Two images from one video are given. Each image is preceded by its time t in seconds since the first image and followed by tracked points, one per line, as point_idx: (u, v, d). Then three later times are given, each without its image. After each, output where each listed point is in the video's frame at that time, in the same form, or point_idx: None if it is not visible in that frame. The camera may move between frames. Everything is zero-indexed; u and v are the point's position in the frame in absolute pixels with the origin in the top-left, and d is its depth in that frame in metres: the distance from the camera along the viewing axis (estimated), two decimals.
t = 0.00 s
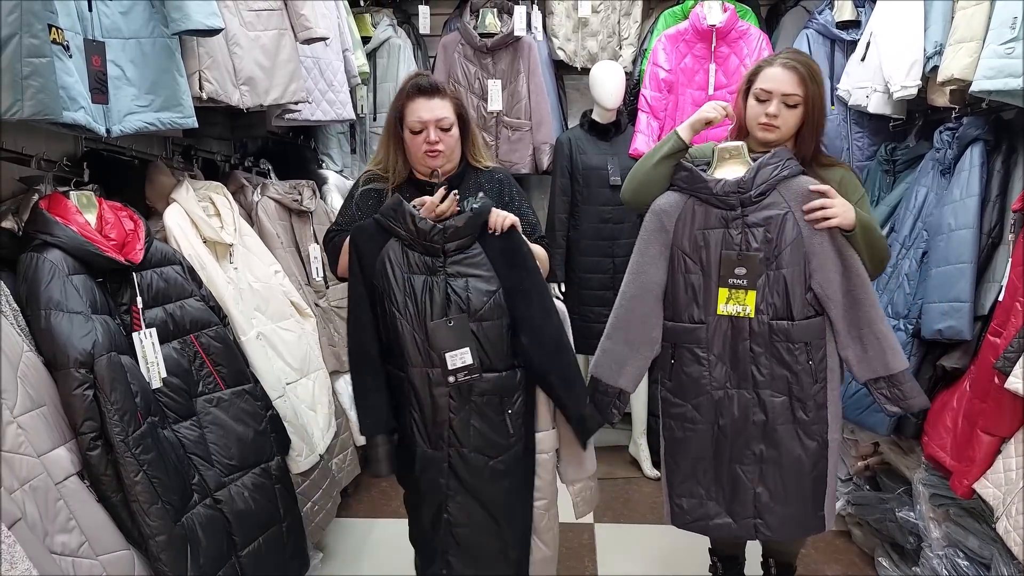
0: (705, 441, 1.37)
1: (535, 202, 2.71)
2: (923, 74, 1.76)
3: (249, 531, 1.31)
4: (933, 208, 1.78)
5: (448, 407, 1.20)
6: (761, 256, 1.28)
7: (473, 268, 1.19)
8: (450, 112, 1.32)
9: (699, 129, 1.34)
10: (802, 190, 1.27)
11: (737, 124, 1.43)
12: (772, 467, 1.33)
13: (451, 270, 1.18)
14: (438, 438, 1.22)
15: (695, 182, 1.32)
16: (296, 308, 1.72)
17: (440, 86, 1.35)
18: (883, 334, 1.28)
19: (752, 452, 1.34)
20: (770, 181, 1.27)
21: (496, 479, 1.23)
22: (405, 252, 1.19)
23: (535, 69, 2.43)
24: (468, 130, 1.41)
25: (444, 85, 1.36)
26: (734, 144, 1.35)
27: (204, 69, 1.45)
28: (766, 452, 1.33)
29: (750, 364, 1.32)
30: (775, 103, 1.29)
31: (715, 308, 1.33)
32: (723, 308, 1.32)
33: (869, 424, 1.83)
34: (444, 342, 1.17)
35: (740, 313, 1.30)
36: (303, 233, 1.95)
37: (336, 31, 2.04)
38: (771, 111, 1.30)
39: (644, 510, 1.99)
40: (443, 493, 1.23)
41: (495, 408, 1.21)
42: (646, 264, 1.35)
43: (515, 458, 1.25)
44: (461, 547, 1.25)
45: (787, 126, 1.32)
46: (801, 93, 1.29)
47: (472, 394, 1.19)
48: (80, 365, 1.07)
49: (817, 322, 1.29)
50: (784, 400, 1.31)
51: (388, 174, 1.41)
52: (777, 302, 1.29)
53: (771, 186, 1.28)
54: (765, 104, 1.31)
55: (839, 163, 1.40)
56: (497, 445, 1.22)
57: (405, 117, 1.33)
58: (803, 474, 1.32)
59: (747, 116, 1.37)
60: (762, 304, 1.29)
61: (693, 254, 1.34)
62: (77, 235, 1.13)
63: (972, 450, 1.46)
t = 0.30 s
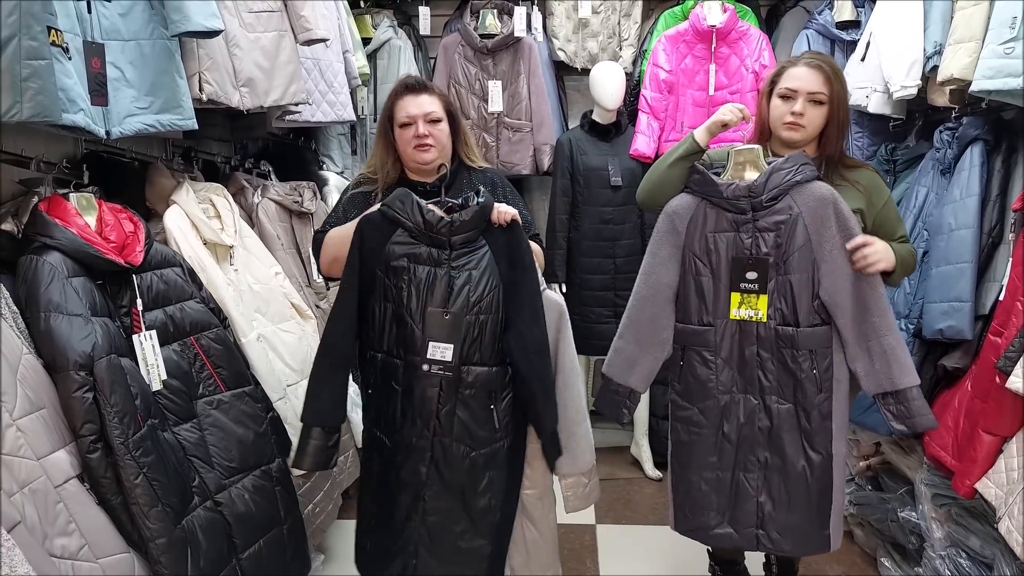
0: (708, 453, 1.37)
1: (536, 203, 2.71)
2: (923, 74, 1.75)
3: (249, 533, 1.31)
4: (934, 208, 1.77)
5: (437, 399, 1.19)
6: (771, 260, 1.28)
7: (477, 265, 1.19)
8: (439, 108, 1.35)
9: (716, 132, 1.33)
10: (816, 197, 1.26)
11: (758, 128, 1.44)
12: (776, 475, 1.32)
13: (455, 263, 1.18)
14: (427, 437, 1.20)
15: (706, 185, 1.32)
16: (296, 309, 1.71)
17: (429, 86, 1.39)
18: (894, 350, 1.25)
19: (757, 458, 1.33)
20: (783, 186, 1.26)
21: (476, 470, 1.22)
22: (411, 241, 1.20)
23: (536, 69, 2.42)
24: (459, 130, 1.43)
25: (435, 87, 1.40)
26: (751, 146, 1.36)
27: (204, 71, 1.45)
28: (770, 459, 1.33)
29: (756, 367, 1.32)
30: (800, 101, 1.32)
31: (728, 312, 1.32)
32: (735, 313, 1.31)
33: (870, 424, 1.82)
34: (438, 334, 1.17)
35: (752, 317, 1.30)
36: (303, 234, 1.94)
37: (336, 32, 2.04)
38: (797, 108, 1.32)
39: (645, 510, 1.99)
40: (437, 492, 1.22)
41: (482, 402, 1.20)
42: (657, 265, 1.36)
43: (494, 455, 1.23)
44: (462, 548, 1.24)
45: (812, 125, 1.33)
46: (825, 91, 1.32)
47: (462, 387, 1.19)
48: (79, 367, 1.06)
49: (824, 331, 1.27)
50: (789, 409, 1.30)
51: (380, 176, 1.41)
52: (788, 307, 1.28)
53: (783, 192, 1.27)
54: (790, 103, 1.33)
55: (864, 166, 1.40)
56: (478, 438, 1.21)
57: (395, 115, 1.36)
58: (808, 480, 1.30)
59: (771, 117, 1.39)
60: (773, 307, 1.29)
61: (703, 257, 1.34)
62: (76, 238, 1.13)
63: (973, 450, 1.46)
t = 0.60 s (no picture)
0: (705, 442, 1.37)
1: (536, 204, 2.71)
2: (920, 72, 1.75)
3: (250, 536, 1.31)
4: (932, 206, 1.78)
5: (456, 404, 1.20)
6: (775, 250, 1.27)
7: (471, 263, 1.20)
8: (428, 108, 1.36)
9: (727, 121, 1.32)
10: (822, 188, 1.23)
11: (772, 122, 1.44)
12: (769, 472, 1.31)
13: (451, 267, 1.18)
14: (424, 433, 1.20)
15: (714, 172, 1.32)
16: (296, 312, 1.71)
17: (419, 87, 1.40)
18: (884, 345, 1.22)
19: (750, 452, 1.33)
20: (789, 177, 1.24)
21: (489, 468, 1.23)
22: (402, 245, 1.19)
23: (534, 71, 2.42)
24: (449, 130, 1.44)
25: (425, 89, 1.42)
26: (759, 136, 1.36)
27: (202, 74, 1.46)
28: (763, 454, 1.32)
29: (756, 368, 1.31)
30: (816, 96, 1.32)
31: (729, 302, 1.32)
32: (736, 302, 1.31)
33: (870, 423, 1.82)
34: (444, 338, 1.17)
35: (753, 307, 1.29)
36: (302, 236, 1.95)
37: (335, 35, 2.04)
38: (811, 103, 1.32)
39: (647, 510, 1.99)
40: (441, 494, 1.21)
41: (492, 399, 1.22)
42: (663, 253, 1.38)
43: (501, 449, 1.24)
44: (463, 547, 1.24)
45: (826, 121, 1.33)
46: (841, 86, 1.32)
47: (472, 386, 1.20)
48: (79, 372, 1.06)
49: (819, 325, 1.25)
50: (784, 403, 1.29)
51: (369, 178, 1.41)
52: (790, 298, 1.26)
53: (789, 183, 1.25)
54: (805, 98, 1.33)
55: (875, 169, 1.40)
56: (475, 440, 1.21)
57: (384, 116, 1.37)
58: (800, 483, 1.28)
59: (784, 111, 1.39)
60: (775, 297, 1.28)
61: (706, 244, 1.34)
62: (75, 242, 1.13)
63: (973, 447, 1.46)
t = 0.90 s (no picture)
0: (695, 431, 1.38)
1: (534, 204, 2.71)
2: (917, 73, 1.75)
3: (248, 537, 1.31)
4: (930, 206, 1.78)
5: (469, 406, 1.19)
6: (771, 241, 1.26)
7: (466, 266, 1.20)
8: (423, 105, 1.36)
9: (729, 114, 1.32)
10: (822, 183, 1.23)
11: (776, 122, 1.44)
12: (753, 465, 1.31)
13: (447, 271, 1.18)
14: (425, 432, 1.18)
15: (713, 162, 1.32)
16: (294, 312, 1.71)
17: (413, 85, 1.40)
18: (872, 344, 1.25)
19: (736, 444, 1.34)
20: (789, 170, 1.24)
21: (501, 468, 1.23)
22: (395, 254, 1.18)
23: (532, 71, 2.41)
24: (445, 128, 1.44)
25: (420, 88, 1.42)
26: (760, 130, 1.36)
27: (199, 75, 1.45)
28: (748, 447, 1.32)
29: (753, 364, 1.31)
30: (819, 95, 1.32)
31: (726, 294, 1.31)
32: (732, 295, 1.30)
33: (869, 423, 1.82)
34: (456, 340, 1.16)
35: (749, 300, 1.29)
36: (300, 238, 1.95)
37: (332, 36, 2.03)
38: (814, 103, 1.32)
39: (645, 510, 1.99)
40: (464, 499, 1.20)
41: (501, 399, 1.22)
42: (660, 243, 1.37)
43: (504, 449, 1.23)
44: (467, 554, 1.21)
45: (828, 121, 1.33)
46: (843, 86, 1.32)
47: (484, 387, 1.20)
48: (75, 373, 1.06)
49: (811, 319, 1.24)
50: (771, 397, 1.29)
51: (364, 176, 1.42)
52: (785, 291, 1.25)
53: (789, 176, 1.25)
54: (808, 97, 1.33)
55: (875, 172, 1.40)
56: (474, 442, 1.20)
57: (380, 114, 1.37)
58: (782, 480, 1.28)
59: (787, 110, 1.38)
60: (771, 290, 1.27)
61: (703, 235, 1.34)
62: (71, 243, 1.13)
63: (971, 446, 1.46)
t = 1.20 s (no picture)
0: (684, 432, 1.38)
1: (530, 206, 2.71)
2: (910, 76, 1.77)
3: (242, 541, 1.30)
4: (922, 209, 1.79)
5: (466, 408, 1.18)
6: (761, 244, 1.27)
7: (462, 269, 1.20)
8: (419, 109, 1.36)
9: (722, 118, 1.34)
10: (811, 185, 1.24)
11: (769, 128, 1.45)
12: (743, 467, 1.32)
13: (443, 275, 1.18)
14: (422, 434, 1.18)
15: (705, 165, 1.32)
16: (289, 315, 1.71)
17: (408, 89, 1.41)
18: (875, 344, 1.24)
19: (726, 446, 1.34)
20: (778, 174, 1.25)
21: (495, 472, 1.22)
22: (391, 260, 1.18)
23: (528, 73, 2.42)
24: (440, 131, 1.44)
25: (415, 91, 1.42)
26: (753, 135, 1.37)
27: (194, 77, 1.45)
28: (738, 449, 1.32)
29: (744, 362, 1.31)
30: (812, 101, 1.33)
31: (717, 296, 1.32)
32: (723, 297, 1.31)
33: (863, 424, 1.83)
34: (448, 343, 1.15)
35: (740, 302, 1.29)
36: (295, 240, 1.94)
37: (328, 38, 2.03)
38: (808, 109, 1.33)
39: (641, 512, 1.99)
40: (463, 500, 1.19)
41: (501, 399, 1.22)
42: (652, 244, 1.37)
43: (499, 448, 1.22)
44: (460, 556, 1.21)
45: (822, 126, 1.34)
46: (837, 92, 1.33)
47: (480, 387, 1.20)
48: (68, 376, 1.06)
49: (802, 321, 1.25)
50: (762, 398, 1.30)
51: (357, 179, 1.42)
52: (776, 292, 1.26)
53: (778, 179, 1.26)
54: (802, 103, 1.34)
55: (869, 177, 1.41)
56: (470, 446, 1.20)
57: (374, 116, 1.37)
58: (773, 481, 1.29)
59: (781, 115, 1.40)
60: (761, 292, 1.28)
61: (695, 237, 1.34)
62: (65, 245, 1.12)
63: (964, 448, 1.47)
